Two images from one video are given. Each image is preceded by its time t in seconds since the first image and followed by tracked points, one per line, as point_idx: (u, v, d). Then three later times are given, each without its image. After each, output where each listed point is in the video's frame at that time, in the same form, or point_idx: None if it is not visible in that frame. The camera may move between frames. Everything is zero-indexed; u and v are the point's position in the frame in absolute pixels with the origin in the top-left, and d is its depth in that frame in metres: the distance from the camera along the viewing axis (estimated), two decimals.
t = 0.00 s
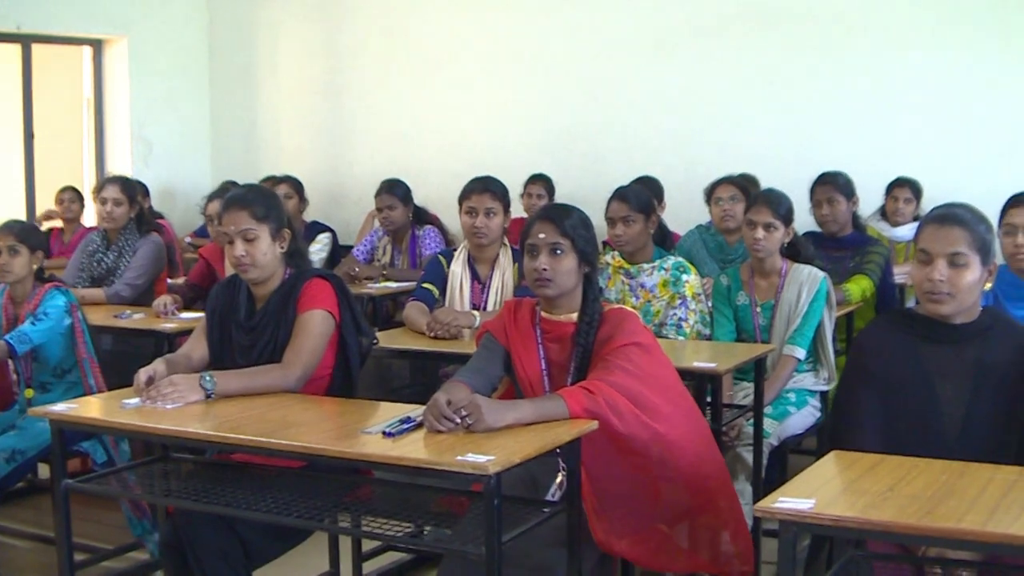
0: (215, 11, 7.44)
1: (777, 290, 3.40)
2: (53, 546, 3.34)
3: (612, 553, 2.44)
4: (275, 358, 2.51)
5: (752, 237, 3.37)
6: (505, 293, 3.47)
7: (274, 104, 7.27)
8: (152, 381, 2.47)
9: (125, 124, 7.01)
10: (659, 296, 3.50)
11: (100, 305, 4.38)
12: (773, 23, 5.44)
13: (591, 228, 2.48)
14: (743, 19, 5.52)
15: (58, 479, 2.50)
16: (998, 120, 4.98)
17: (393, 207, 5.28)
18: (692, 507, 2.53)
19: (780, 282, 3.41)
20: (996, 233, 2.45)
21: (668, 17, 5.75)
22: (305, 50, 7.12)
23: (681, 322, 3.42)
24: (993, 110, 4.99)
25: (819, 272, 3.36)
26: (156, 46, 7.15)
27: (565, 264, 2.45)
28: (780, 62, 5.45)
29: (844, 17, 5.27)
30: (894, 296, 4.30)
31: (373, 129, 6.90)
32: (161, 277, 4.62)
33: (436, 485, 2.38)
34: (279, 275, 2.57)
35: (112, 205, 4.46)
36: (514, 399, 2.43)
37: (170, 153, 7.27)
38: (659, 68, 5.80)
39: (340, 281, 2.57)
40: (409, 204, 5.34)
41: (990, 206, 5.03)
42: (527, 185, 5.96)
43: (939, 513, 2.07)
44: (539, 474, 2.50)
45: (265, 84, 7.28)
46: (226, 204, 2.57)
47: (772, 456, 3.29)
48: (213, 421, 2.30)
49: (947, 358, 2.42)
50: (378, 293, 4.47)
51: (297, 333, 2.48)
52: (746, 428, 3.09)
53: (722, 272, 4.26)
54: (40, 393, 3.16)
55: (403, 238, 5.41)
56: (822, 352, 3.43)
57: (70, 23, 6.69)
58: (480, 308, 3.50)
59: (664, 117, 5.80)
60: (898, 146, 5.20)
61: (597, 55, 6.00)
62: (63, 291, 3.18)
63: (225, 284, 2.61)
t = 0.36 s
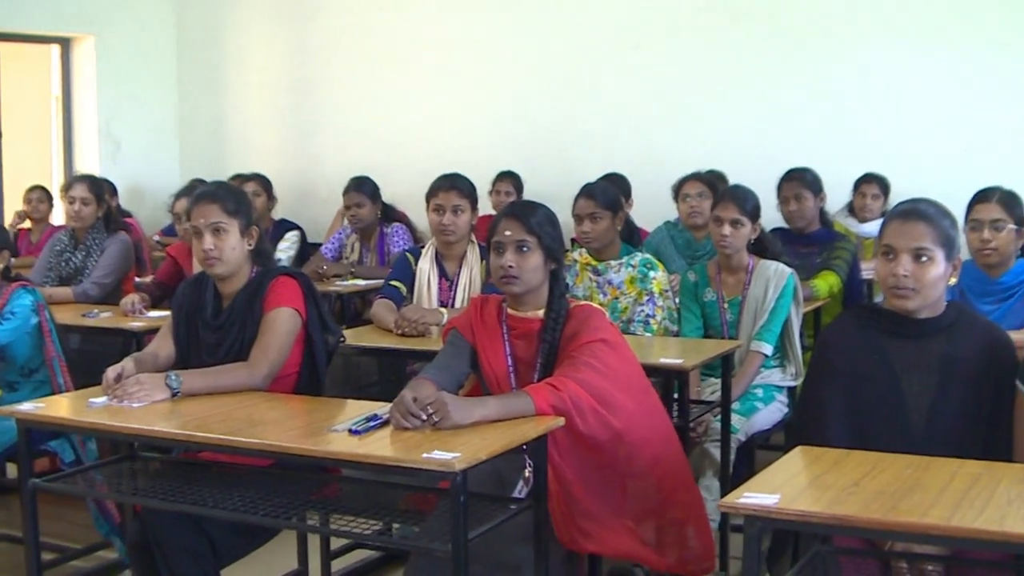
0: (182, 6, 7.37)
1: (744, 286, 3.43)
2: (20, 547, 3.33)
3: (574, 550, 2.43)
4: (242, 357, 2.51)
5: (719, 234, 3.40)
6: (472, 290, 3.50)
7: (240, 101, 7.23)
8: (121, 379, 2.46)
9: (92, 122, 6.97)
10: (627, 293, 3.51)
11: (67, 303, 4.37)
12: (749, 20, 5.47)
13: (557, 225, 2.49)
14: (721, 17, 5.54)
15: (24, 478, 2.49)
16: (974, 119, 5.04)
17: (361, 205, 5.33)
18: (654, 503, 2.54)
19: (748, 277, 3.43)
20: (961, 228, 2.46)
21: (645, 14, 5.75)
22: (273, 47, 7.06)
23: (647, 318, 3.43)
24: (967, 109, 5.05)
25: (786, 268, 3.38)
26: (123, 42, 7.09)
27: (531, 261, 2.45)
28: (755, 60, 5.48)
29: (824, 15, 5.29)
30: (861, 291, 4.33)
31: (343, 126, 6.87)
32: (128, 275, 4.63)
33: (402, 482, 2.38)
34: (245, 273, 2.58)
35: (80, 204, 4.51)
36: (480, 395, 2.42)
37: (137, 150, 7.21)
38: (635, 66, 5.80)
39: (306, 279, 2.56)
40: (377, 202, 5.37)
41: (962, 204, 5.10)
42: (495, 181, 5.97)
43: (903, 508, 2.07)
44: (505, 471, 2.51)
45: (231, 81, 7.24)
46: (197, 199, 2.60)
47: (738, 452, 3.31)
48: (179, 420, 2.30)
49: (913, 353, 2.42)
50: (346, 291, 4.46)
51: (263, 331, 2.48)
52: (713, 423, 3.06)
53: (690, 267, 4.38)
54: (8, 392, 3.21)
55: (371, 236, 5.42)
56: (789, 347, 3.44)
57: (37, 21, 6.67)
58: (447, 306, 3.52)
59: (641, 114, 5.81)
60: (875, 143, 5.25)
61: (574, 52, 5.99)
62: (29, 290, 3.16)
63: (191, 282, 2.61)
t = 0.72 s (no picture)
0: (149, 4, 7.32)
1: (709, 284, 3.47)
2: None
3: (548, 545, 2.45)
4: (205, 354, 2.51)
5: (685, 230, 3.44)
6: (438, 288, 3.57)
7: (207, 98, 7.20)
8: (85, 377, 2.44)
9: (57, 120, 6.85)
10: (592, 290, 3.55)
11: (32, 302, 4.36)
12: (722, 20, 5.51)
13: (521, 222, 2.49)
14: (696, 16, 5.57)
15: None
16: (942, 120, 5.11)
17: (326, 203, 5.44)
18: (630, 498, 2.52)
19: (713, 274, 3.47)
20: (923, 224, 2.46)
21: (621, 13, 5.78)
22: (243, 47, 7.04)
23: (613, 314, 3.47)
24: (937, 109, 5.11)
25: (751, 265, 3.41)
26: (90, 40, 7.00)
27: (495, 258, 2.45)
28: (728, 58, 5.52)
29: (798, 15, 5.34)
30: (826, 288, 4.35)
31: (314, 125, 6.85)
32: (93, 274, 4.65)
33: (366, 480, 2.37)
34: (210, 270, 2.57)
35: (46, 202, 4.51)
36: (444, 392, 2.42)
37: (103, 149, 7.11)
38: (610, 65, 5.83)
39: (270, 277, 2.57)
40: (343, 200, 5.47)
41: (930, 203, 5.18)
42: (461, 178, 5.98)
43: (864, 503, 2.07)
44: (471, 468, 2.51)
45: (198, 79, 7.21)
46: (164, 195, 2.60)
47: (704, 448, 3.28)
48: (143, 417, 2.28)
49: (876, 348, 2.42)
50: (312, 289, 4.47)
51: (228, 329, 2.48)
52: (679, 420, 3.08)
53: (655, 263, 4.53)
54: None
55: (337, 234, 5.52)
56: (755, 343, 3.48)
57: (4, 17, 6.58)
58: (412, 303, 3.57)
59: (615, 113, 5.84)
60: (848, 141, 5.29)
61: (550, 52, 6.01)
62: None
63: (155, 281, 2.61)
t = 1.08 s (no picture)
0: None
1: (674, 278, 3.51)
2: None
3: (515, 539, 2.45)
4: (169, 352, 2.50)
5: (649, 226, 3.48)
6: (403, 284, 3.60)
7: (174, 94, 7.14)
8: (48, 376, 2.42)
9: (22, 116, 6.53)
10: (556, 285, 3.61)
11: None
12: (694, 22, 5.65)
13: (485, 218, 2.49)
14: (682, 19, 5.66)
15: None
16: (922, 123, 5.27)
17: (291, 199, 5.40)
18: (600, 493, 2.51)
19: (676, 270, 3.51)
20: (885, 219, 2.47)
21: (604, 14, 5.85)
22: (215, 44, 6.98)
23: (577, 310, 3.53)
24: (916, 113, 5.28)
25: (715, 260, 3.46)
26: (56, 37, 6.77)
27: (459, 254, 2.45)
28: (710, 58, 5.63)
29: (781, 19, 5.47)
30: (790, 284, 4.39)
31: (287, 123, 6.82)
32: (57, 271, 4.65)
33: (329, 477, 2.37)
34: (173, 266, 2.57)
35: (9, 200, 4.48)
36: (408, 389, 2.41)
37: (68, 146, 6.90)
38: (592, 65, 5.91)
39: (234, 274, 2.57)
40: (308, 195, 5.44)
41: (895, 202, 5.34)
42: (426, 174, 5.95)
43: (828, 497, 2.07)
44: (435, 464, 2.51)
45: (162, 75, 7.13)
46: (129, 190, 2.61)
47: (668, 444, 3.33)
48: (106, 416, 2.26)
49: (839, 342, 2.43)
50: (276, 286, 4.46)
51: (192, 327, 2.48)
52: (643, 414, 3.16)
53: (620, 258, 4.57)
54: None
55: (302, 230, 5.49)
56: (719, 339, 3.55)
57: None
58: (377, 300, 3.61)
59: (597, 115, 5.92)
60: (826, 144, 5.44)
61: (534, 52, 6.07)
62: None
63: (117, 278, 2.59)
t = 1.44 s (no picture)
0: None
1: (637, 272, 3.54)
2: None
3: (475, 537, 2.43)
4: (131, 349, 2.50)
5: (612, 221, 3.52)
6: (366, 280, 3.59)
7: (139, 92, 7.13)
8: (10, 374, 2.41)
9: None
10: (521, 281, 3.64)
11: None
12: (658, 22, 5.75)
13: (447, 214, 2.49)
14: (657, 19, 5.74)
15: None
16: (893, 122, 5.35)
17: (255, 195, 5.38)
18: (561, 493, 2.51)
19: (640, 264, 3.54)
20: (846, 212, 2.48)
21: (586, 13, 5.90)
22: (193, 42, 6.96)
23: (542, 305, 3.55)
24: (891, 111, 5.35)
25: (678, 255, 3.49)
26: (21, 33, 6.75)
27: (421, 250, 2.44)
28: (684, 59, 5.72)
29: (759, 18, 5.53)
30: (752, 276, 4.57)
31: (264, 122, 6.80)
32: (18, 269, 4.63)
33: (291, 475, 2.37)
34: (135, 264, 2.58)
35: None
36: (371, 385, 2.41)
37: (31, 143, 6.86)
38: (567, 65, 5.98)
39: (196, 271, 2.57)
40: (270, 190, 5.44)
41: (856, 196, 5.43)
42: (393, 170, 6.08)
43: (790, 491, 2.06)
44: (398, 460, 2.52)
45: (128, 73, 7.14)
46: (93, 186, 2.61)
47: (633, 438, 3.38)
48: (68, 414, 2.25)
49: (800, 336, 2.44)
50: (241, 282, 4.46)
51: (154, 324, 2.48)
52: (607, 409, 3.17)
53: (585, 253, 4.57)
54: None
55: (265, 226, 5.50)
56: (684, 333, 3.57)
57: None
58: (341, 296, 3.60)
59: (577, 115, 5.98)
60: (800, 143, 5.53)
61: (516, 51, 6.11)
62: None
63: (80, 275, 2.59)
